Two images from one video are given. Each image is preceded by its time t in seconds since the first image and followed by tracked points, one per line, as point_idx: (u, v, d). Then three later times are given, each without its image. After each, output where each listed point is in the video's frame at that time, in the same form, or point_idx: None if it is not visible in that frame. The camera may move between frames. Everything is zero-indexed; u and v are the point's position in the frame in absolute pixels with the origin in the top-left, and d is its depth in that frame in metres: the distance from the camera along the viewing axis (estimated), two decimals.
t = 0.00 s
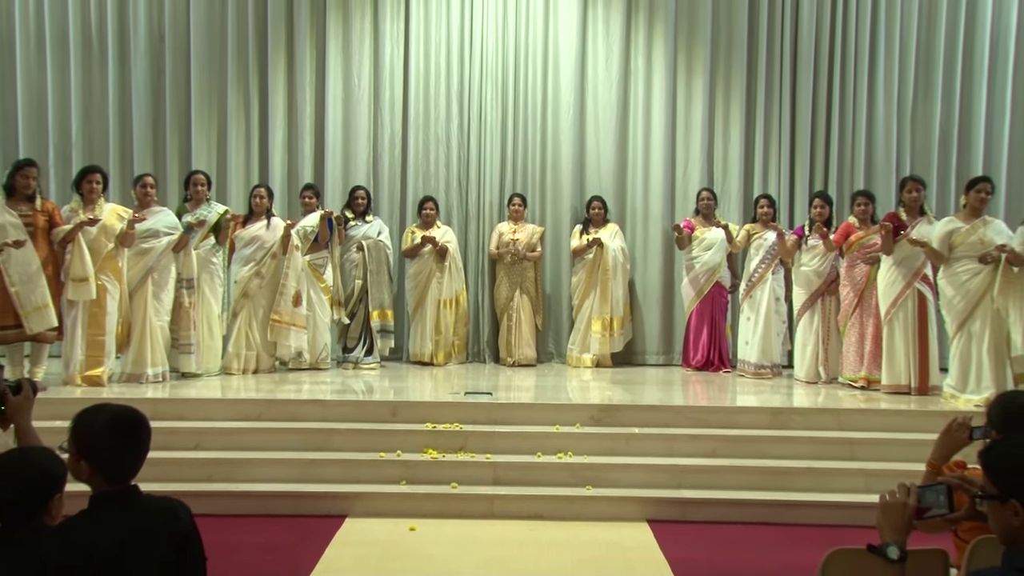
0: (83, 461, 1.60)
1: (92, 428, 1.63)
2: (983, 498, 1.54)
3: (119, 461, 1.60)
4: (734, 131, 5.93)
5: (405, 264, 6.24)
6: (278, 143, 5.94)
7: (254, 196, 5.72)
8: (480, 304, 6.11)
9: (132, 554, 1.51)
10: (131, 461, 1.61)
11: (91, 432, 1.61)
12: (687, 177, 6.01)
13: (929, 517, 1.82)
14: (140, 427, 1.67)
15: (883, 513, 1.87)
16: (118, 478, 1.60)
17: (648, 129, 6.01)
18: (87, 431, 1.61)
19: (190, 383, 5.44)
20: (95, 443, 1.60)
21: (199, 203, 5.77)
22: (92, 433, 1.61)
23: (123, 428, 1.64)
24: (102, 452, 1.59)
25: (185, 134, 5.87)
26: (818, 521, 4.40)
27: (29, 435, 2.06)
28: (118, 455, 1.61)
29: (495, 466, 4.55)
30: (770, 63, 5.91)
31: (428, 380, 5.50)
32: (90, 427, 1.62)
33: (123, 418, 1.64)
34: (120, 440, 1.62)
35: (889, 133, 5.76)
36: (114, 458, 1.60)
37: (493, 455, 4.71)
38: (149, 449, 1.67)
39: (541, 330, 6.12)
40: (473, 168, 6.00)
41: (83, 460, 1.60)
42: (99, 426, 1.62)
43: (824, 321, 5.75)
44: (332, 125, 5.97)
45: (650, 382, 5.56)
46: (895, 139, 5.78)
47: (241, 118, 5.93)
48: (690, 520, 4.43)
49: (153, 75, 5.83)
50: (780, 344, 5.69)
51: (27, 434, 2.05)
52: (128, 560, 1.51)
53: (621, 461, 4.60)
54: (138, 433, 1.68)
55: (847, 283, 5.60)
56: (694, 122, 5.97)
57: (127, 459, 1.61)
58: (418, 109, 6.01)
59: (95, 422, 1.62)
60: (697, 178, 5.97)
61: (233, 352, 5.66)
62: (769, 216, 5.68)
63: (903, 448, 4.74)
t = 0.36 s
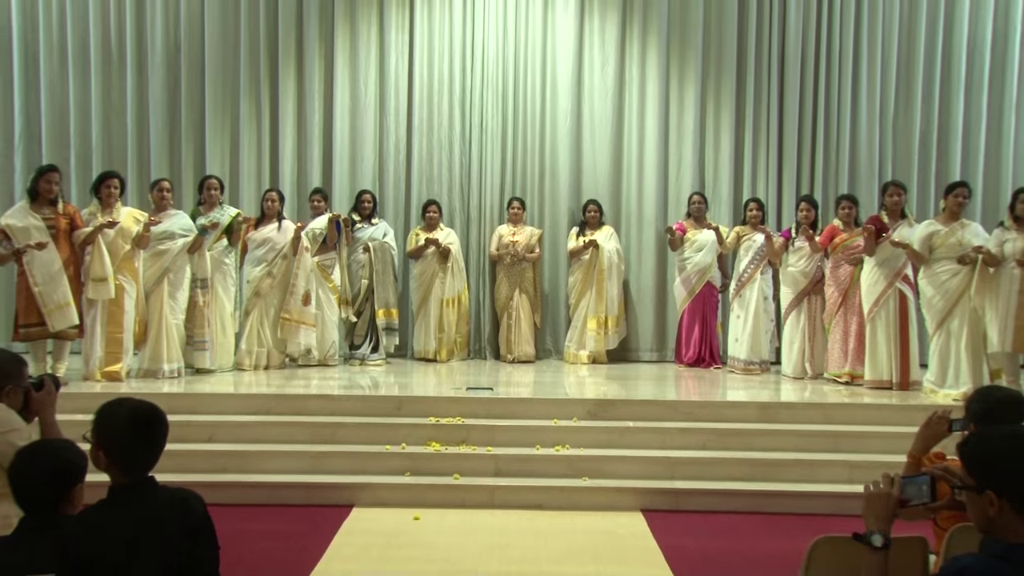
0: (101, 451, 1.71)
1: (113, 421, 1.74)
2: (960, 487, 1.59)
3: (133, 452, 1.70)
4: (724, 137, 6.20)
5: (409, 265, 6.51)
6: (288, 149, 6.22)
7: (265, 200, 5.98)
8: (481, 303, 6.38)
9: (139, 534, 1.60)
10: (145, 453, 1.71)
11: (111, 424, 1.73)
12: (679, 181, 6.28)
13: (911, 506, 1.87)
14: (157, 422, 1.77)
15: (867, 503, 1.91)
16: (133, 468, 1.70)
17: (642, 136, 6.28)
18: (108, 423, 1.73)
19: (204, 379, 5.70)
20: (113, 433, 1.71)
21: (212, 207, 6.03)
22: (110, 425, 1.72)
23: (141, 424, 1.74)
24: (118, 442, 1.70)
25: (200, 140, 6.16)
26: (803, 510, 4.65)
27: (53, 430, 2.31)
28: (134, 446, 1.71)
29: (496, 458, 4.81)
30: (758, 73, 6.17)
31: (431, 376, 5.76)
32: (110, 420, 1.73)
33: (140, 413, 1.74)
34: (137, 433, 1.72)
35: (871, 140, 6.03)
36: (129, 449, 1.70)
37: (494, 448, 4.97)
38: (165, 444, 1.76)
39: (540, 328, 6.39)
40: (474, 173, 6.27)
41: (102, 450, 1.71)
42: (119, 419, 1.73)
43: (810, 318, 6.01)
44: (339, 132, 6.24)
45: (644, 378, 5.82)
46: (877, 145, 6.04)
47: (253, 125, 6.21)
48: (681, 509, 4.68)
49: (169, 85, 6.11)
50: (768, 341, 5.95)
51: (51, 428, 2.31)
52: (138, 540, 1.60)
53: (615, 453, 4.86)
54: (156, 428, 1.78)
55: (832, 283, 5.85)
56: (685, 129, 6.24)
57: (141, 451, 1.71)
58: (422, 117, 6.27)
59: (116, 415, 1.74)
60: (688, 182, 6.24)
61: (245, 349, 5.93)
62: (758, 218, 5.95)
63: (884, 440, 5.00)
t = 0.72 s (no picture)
0: (117, 444, 1.82)
1: (130, 415, 1.84)
2: (940, 478, 1.55)
3: (145, 448, 1.80)
4: (715, 143, 6.47)
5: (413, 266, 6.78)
6: (297, 155, 6.50)
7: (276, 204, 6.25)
8: (482, 302, 6.65)
9: (140, 538, 1.71)
10: (156, 450, 1.81)
11: (127, 418, 1.83)
12: (672, 186, 6.55)
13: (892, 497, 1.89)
14: (171, 418, 1.87)
15: (850, 494, 1.94)
16: (145, 462, 1.80)
17: (636, 142, 6.56)
18: (124, 417, 1.83)
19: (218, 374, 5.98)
20: (128, 428, 1.81)
21: (225, 210, 6.31)
22: (126, 419, 1.83)
23: (156, 417, 1.84)
24: (131, 437, 1.80)
25: (213, 147, 6.45)
26: (789, 501, 4.90)
27: (73, 419, 2.39)
28: (147, 442, 1.82)
29: (496, 451, 5.07)
30: (748, 83, 6.45)
31: (435, 372, 6.03)
32: (127, 414, 1.84)
33: (154, 409, 1.84)
34: (150, 428, 1.82)
35: (855, 146, 6.31)
36: (142, 445, 1.80)
37: (495, 441, 5.23)
38: (177, 438, 1.87)
39: (538, 326, 6.66)
40: (476, 177, 6.55)
41: (118, 442, 1.82)
42: (134, 413, 1.83)
43: (797, 317, 6.29)
44: (347, 138, 6.52)
45: (638, 374, 6.09)
46: (861, 151, 6.32)
47: (264, 133, 6.50)
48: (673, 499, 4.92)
49: (184, 94, 6.41)
50: (757, 338, 6.21)
51: (70, 413, 2.39)
52: (142, 545, 1.71)
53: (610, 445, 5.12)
54: (171, 423, 1.88)
55: (818, 283, 6.11)
56: (678, 135, 6.51)
57: (152, 448, 1.80)
58: (426, 124, 6.55)
59: (132, 410, 1.84)
60: (681, 186, 6.51)
61: (256, 346, 6.20)
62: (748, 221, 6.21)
63: (866, 433, 5.26)
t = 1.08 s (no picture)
0: (132, 436, 1.92)
1: (143, 409, 1.94)
2: (921, 470, 1.64)
3: (158, 441, 1.90)
4: (706, 149, 6.76)
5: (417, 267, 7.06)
6: (306, 160, 6.80)
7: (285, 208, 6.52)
8: (483, 301, 6.94)
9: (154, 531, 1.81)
10: (169, 442, 1.90)
11: (141, 413, 1.92)
12: (665, 190, 6.84)
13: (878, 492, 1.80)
14: (182, 412, 1.96)
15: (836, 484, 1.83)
16: (158, 454, 1.90)
17: (630, 148, 6.84)
18: (138, 411, 1.92)
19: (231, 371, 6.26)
20: (141, 422, 1.91)
21: (237, 214, 6.60)
22: (139, 413, 1.92)
23: (169, 412, 1.94)
24: (144, 431, 1.90)
25: (225, 152, 6.76)
26: (778, 492, 5.15)
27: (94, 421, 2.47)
28: (159, 435, 1.91)
29: (496, 445, 5.33)
30: (737, 91, 6.74)
31: (438, 369, 6.31)
32: (140, 408, 1.93)
33: (166, 403, 1.93)
34: (163, 422, 1.91)
35: (840, 152, 6.60)
36: (155, 438, 1.90)
37: (496, 434, 5.50)
38: (190, 431, 1.96)
39: (537, 325, 6.94)
40: (477, 182, 6.82)
41: (132, 435, 1.92)
42: (147, 408, 1.93)
43: (785, 315, 6.56)
44: (354, 145, 6.81)
45: (633, 370, 6.38)
46: (845, 156, 6.60)
47: (274, 139, 6.80)
48: (666, 490, 5.17)
49: (199, 103, 6.73)
50: (747, 336, 6.49)
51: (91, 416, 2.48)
52: (156, 537, 1.81)
53: (606, 439, 5.38)
54: (183, 416, 1.97)
55: (806, 283, 6.39)
56: (670, 142, 6.79)
57: (165, 440, 1.90)
58: (429, 131, 6.83)
59: (145, 405, 1.93)
60: (673, 190, 6.80)
61: (267, 344, 6.50)
62: (738, 224, 6.49)
63: (850, 427, 5.52)
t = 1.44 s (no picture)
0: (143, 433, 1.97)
1: (152, 405, 1.97)
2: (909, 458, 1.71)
3: (169, 437, 1.94)
4: (698, 155, 7.05)
5: (421, 268, 7.34)
6: (314, 165, 7.10)
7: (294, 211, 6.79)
8: (484, 300, 7.23)
9: (170, 526, 1.86)
10: (179, 440, 1.94)
11: (150, 410, 1.96)
12: (659, 194, 7.13)
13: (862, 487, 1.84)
14: (191, 408, 1.99)
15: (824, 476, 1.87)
16: (169, 449, 1.95)
17: (625, 154, 7.12)
18: (147, 409, 1.96)
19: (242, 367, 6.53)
20: (151, 420, 1.95)
21: (248, 216, 6.88)
22: (149, 411, 1.95)
23: (178, 409, 1.96)
24: (153, 428, 1.93)
25: (237, 158, 7.10)
26: (767, 483, 5.38)
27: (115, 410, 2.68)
28: (169, 432, 1.95)
29: (496, 438, 5.57)
30: (728, 99, 7.04)
31: (441, 365, 6.59)
32: (149, 405, 1.96)
33: (175, 401, 1.95)
34: (172, 419, 1.94)
35: (826, 157, 6.91)
36: (166, 435, 1.94)
37: (496, 428, 5.76)
38: (198, 426, 1.99)
39: (537, 324, 7.22)
40: (478, 186, 7.10)
41: (143, 431, 1.96)
42: (156, 405, 1.96)
43: (773, 314, 6.85)
44: (360, 151, 7.11)
45: (628, 366, 6.66)
46: (831, 162, 6.91)
47: (283, 145, 7.11)
48: (660, 482, 5.38)
49: (212, 111, 7.08)
50: (738, 334, 6.77)
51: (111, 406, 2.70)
52: (173, 529, 1.86)
53: (602, 433, 5.63)
54: (192, 412, 2.00)
55: (794, 283, 6.67)
56: (663, 147, 7.09)
57: (174, 437, 1.94)
58: (432, 137, 7.11)
59: (154, 402, 1.96)
60: (667, 194, 7.09)
61: (277, 341, 6.79)
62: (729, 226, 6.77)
63: (836, 421, 5.78)
